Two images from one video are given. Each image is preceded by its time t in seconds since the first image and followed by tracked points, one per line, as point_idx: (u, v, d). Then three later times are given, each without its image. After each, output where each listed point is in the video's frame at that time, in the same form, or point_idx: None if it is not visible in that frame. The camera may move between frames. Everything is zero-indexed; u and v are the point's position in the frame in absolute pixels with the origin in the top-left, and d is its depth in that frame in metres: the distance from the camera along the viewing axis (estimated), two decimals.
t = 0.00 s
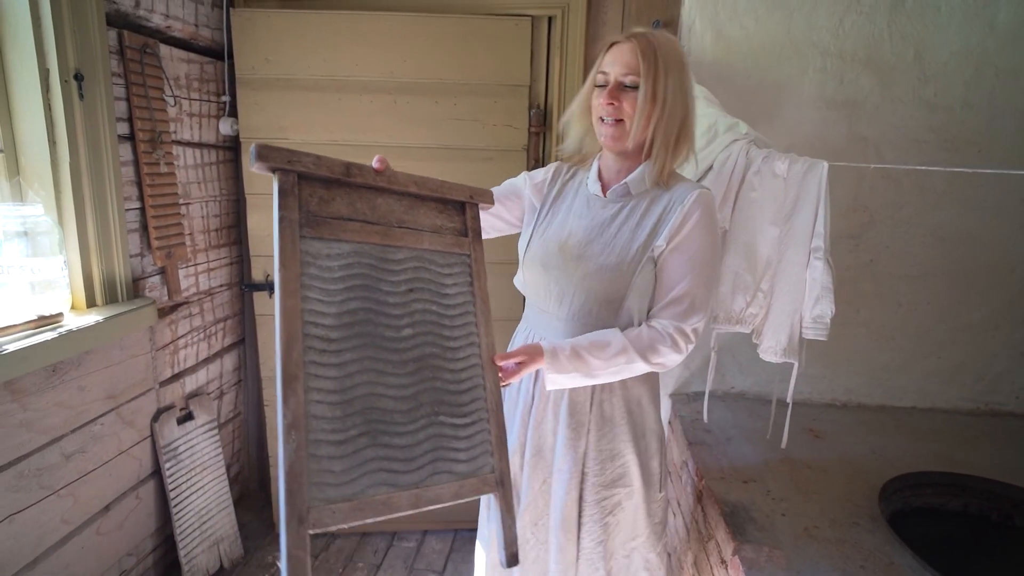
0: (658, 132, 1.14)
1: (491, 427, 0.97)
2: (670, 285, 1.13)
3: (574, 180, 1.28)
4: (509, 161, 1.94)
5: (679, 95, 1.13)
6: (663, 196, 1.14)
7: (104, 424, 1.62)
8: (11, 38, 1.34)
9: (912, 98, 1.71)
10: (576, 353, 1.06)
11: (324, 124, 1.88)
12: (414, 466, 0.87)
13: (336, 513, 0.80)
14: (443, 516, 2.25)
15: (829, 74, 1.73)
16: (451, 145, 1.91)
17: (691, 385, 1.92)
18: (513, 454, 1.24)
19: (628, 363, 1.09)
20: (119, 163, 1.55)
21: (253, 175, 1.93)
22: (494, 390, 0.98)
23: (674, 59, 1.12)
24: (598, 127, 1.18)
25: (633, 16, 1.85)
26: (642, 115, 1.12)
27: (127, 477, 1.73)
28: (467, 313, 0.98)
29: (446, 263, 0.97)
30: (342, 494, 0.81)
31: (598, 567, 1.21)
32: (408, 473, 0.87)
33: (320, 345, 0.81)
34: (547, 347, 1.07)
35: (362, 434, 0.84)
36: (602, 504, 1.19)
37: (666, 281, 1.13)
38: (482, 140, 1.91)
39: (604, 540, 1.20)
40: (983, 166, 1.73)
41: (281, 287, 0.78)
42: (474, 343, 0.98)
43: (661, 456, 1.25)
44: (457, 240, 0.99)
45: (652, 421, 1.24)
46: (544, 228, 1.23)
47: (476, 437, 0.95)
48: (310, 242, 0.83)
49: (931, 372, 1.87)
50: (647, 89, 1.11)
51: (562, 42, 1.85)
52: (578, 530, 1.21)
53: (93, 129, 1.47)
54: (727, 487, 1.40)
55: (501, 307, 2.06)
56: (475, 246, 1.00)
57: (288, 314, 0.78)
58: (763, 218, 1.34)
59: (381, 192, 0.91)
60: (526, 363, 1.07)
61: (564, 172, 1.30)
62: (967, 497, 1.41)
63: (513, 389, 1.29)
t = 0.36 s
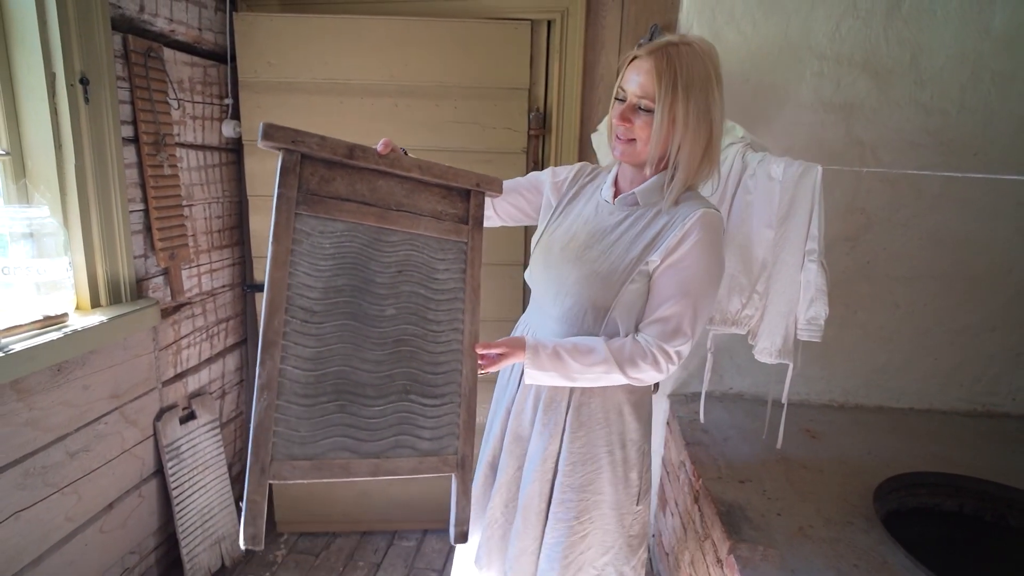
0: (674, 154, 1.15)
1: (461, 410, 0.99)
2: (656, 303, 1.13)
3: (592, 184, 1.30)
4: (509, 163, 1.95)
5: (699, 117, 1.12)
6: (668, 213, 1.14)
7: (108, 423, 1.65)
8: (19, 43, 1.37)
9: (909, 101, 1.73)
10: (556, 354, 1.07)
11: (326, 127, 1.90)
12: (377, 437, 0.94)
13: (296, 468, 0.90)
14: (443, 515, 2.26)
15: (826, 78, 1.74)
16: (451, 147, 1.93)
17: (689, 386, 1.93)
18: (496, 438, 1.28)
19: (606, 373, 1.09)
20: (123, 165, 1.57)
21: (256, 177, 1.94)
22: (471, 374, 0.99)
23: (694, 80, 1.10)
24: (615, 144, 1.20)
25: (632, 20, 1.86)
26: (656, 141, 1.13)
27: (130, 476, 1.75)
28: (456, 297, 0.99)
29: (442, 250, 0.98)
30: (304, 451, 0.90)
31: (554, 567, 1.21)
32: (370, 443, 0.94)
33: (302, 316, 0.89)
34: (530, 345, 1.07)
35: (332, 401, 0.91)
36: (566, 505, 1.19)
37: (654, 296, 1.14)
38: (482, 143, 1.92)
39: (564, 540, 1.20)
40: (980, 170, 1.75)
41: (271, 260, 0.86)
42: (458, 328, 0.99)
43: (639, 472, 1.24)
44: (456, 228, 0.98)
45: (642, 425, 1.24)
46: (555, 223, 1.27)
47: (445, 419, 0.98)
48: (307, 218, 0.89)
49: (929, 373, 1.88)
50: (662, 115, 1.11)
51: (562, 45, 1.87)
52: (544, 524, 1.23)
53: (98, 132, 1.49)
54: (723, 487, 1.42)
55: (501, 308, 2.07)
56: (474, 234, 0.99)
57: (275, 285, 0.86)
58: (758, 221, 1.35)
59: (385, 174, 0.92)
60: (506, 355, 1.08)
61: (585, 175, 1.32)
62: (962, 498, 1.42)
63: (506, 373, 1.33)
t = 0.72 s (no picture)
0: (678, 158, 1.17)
1: (458, 391, 1.02)
2: (654, 301, 1.15)
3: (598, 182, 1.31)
4: (511, 164, 1.97)
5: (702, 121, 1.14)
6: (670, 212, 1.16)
7: (116, 420, 1.67)
8: (31, 44, 1.39)
9: (908, 103, 1.74)
10: (556, 340, 1.09)
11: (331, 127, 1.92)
12: (377, 413, 0.99)
13: (301, 440, 0.96)
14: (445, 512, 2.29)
15: (826, 79, 1.76)
16: (454, 148, 1.95)
17: (689, 385, 1.94)
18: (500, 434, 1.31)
19: (604, 365, 1.10)
20: (131, 165, 1.59)
21: (261, 177, 1.96)
22: (469, 359, 1.01)
23: (698, 85, 1.12)
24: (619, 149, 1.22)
25: (633, 23, 1.88)
26: (661, 145, 1.15)
27: (137, 472, 1.78)
28: (455, 280, 1.00)
29: (443, 236, 0.99)
30: (309, 425, 0.96)
31: (557, 562, 1.23)
32: (371, 418, 0.99)
33: (305, 300, 0.93)
34: (532, 328, 1.09)
35: (335, 380, 0.96)
36: (568, 500, 1.21)
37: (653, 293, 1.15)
38: (485, 143, 1.94)
39: (567, 536, 1.22)
40: (978, 172, 1.76)
41: (276, 248, 0.89)
42: (458, 312, 1.01)
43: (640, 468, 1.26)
44: (458, 213, 0.99)
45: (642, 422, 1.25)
46: (561, 219, 1.28)
47: (443, 397, 1.02)
48: (309, 208, 0.91)
49: (927, 373, 1.90)
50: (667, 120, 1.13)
51: (564, 47, 1.89)
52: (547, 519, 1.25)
53: (106, 132, 1.51)
54: (722, 484, 1.44)
55: (503, 307, 2.09)
56: (475, 219, 0.99)
57: (279, 273, 0.91)
58: (758, 221, 1.37)
59: (386, 162, 0.94)
60: (506, 339, 1.10)
61: (591, 174, 1.34)
62: (959, 495, 1.44)
63: (511, 367, 1.36)
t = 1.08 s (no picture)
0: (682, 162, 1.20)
1: (469, 390, 1.05)
2: (658, 296, 1.18)
3: (601, 180, 1.35)
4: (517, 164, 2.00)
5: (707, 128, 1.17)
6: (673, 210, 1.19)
7: (129, 415, 1.70)
8: (49, 46, 1.41)
9: (909, 104, 1.77)
10: (564, 335, 1.12)
11: (340, 127, 1.95)
12: (392, 410, 1.02)
13: (321, 436, 1.00)
14: (451, 507, 2.32)
15: (828, 81, 1.79)
16: (461, 148, 1.97)
17: (693, 381, 1.97)
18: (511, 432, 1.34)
19: (611, 359, 1.13)
20: (145, 165, 1.62)
21: (271, 176, 1.99)
22: (480, 356, 1.04)
23: (704, 93, 1.15)
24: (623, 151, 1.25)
25: (638, 26, 1.91)
26: (666, 151, 1.18)
27: (149, 466, 1.81)
28: (465, 281, 1.03)
29: (453, 239, 1.01)
30: (328, 422, 1.00)
31: (573, 552, 1.27)
32: (386, 416, 1.02)
33: (320, 304, 0.96)
34: (540, 324, 1.12)
35: (351, 379, 1.00)
36: (581, 492, 1.25)
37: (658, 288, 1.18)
38: (492, 144, 1.97)
39: (581, 526, 1.26)
40: (978, 172, 1.79)
41: (292, 255, 0.92)
42: (467, 312, 1.04)
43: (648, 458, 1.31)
44: (467, 216, 1.00)
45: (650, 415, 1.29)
46: (563, 219, 1.31)
47: (455, 395, 1.05)
48: (322, 214, 0.94)
49: (927, 370, 1.93)
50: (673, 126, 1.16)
51: (570, 49, 1.92)
52: (561, 513, 1.28)
53: (122, 132, 1.54)
54: (725, 478, 1.47)
55: (509, 305, 2.12)
56: (484, 221, 1.01)
57: (296, 278, 0.94)
58: (762, 220, 1.40)
59: (395, 167, 0.96)
60: (515, 335, 1.12)
61: (593, 172, 1.37)
62: (957, 489, 1.47)
63: (518, 362, 1.39)
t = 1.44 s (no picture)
0: (693, 160, 1.24)
1: (502, 387, 1.06)
2: (671, 290, 1.22)
3: (606, 180, 1.39)
4: (527, 163, 2.03)
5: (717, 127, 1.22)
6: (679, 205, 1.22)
7: (146, 408, 1.73)
8: (75, 46, 1.45)
9: (911, 106, 1.81)
10: (590, 332, 1.14)
11: (352, 126, 1.98)
12: (425, 413, 1.01)
13: (352, 441, 0.96)
14: (459, 501, 2.36)
15: (832, 83, 1.82)
16: (471, 147, 2.01)
17: (698, 377, 2.02)
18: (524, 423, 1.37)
19: (636, 352, 1.16)
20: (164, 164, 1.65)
21: (284, 174, 2.02)
22: (509, 354, 1.06)
23: (716, 93, 1.20)
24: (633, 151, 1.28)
25: (645, 29, 1.95)
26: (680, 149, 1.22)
27: (165, 459, 1.84)
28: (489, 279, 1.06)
29: (474, 239, 1.05)
30: (360, 426, 0.97)
31: (582, 538, 1.31)
32: (419, 418, 1.00)
33: (351, 302, 0.96)
34: (566, 322, 1.14)
35: (382, 381, 0.98)
36: (592, 483, 1.29)
37: (674, 283, 1.22)
38: (502, 143, 2.01)
39: (591, 514, 1.30)
40: (978, 173, 1.83)
41: (321, 251, 0.92)
42: (494, 310, 1.06)
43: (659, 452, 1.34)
44: (487, 218, 1.06)
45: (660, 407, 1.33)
46: (571, 219, 1.36)
47: (487, 395, 1.05)
48: (350, 214, 0.96)
49: (928, 367, 1.97)
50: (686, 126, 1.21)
51: (578, 50, 1.95)
52: (573, 500, 1.33)
53: (143, 132, 1.57)
54: (732, 471, 1.51)
55: (517, 302, 2.16)
56: (503, 224, 1.06)
57: (325, 275, 0.93)
58: (768, 220, 1.44)
59: (418, 171, 1.00)
60: (542, 333, 1.14)
61: (598, 172, 1.41)
62: (958, 482, 1.51)
63: (531, 357, 1.42)
